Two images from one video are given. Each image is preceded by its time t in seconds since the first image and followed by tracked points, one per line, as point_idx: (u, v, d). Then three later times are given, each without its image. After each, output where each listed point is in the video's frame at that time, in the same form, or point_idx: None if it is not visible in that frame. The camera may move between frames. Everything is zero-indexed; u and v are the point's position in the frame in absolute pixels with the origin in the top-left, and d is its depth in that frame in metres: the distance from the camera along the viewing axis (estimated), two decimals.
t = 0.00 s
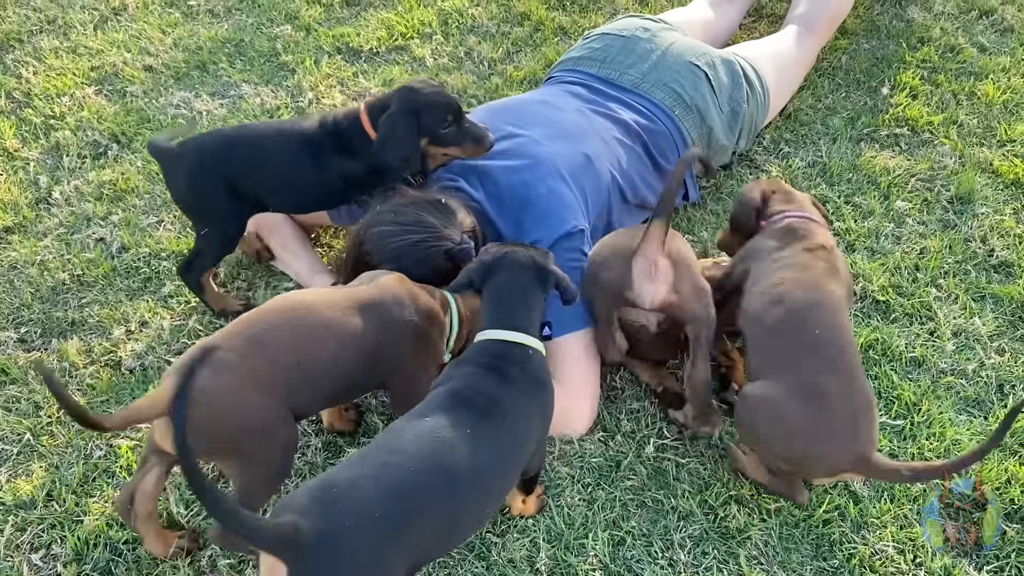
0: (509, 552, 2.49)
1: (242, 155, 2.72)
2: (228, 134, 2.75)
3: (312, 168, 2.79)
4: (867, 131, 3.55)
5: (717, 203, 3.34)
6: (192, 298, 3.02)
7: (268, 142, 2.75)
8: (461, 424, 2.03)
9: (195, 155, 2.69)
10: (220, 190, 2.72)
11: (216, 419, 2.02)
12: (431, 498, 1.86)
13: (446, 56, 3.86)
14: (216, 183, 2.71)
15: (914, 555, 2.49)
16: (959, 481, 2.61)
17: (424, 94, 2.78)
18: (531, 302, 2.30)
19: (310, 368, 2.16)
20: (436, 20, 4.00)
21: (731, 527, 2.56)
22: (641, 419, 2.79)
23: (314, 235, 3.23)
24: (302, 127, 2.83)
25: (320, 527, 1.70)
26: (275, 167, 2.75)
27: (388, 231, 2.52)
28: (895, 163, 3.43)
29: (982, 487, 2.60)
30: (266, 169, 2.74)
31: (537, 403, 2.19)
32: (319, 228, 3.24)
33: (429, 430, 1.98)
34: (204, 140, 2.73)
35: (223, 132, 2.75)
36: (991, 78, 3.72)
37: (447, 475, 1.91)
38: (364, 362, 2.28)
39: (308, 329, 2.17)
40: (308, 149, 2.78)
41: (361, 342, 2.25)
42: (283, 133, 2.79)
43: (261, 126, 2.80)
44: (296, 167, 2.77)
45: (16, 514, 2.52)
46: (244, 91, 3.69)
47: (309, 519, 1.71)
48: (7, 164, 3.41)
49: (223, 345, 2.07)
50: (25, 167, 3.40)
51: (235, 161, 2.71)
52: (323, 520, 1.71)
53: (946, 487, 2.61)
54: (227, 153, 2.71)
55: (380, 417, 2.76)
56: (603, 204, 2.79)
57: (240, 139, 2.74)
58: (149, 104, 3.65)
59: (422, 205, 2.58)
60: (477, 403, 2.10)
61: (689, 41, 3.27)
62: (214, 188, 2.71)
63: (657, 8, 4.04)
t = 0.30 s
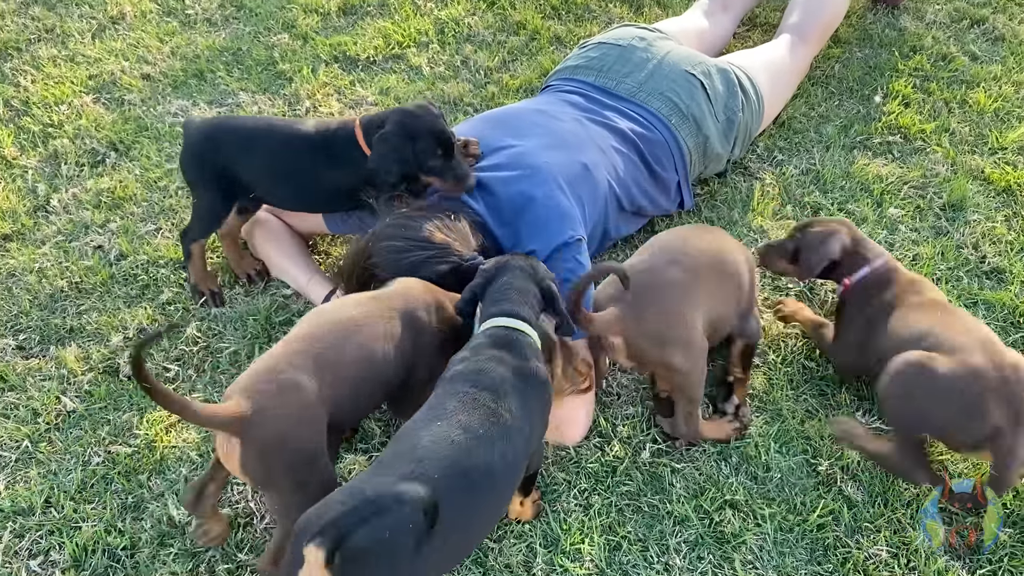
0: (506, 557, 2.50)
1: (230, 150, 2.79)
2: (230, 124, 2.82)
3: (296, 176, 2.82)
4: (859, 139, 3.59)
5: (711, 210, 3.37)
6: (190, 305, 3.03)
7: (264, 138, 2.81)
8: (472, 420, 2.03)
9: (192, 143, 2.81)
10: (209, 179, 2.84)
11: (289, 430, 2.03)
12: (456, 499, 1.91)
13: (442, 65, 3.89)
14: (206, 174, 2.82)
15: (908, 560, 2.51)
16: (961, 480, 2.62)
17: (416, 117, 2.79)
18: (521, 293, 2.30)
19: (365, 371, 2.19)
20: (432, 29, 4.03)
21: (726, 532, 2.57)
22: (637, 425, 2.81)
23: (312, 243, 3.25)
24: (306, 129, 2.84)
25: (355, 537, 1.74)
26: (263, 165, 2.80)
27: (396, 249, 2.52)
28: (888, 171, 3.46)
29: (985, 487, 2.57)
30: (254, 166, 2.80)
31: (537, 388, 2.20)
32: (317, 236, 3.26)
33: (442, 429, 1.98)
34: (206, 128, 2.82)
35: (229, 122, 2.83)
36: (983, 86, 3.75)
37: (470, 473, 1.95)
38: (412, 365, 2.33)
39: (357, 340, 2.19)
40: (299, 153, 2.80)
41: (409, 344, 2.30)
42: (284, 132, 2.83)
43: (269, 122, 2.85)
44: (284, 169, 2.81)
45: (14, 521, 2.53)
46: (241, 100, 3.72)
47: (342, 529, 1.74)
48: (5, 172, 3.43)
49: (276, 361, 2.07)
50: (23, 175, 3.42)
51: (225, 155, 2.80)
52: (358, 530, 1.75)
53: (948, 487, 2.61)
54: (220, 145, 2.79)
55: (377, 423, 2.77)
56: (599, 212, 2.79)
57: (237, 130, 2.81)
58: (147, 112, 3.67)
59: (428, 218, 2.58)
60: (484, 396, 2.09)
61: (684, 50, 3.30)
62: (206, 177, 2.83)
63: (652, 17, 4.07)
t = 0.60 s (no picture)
0: (502, 562, 2.51)
1: (225, 148, 2.82)
2: (227, 130, 2.87)
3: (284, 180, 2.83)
4: (855, 144, 3.60)
5: (708, 216, 3.40)
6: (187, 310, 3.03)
7: (258, 143, 2.84)
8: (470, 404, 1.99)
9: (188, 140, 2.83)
10: (198, 175, 2.82)
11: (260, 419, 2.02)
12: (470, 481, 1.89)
13: (439, 70, 3.90)
14: (197, 171, 2.82)
15: (904, 564, 2.51)
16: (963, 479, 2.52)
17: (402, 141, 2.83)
18: (523, 267, 2.13)
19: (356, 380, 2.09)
20: (429, 35, 4.04)
21: (722, 536, 2.58)
22: (633, 429, 2.81)
23: (308, 248, 3.25)
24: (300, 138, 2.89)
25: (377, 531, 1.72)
26: (254, 168, 2.82)
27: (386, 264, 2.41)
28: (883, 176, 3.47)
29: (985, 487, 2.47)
30: (246, 167, 2.82)
31: (536, 363, 2.11)
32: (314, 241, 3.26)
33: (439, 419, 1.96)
34: (204, 130, 2.86)
35: (224, 128, 2.88)
36: (978, 92, 3.77)
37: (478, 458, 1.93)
38: (419, 383, 2.18)
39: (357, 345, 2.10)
40: (292, 158, 2.83)
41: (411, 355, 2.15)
42: (277, 139, 2.87)
43: (263, 130, 2.91)
44: (274, 173, 2.83)
45: (10, 526, 2.53)
46: (238, 105, 3.72)
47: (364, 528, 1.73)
48: (2, 178, 3.43)
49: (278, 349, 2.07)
50: (20, 180, 3.42)
51: (220, 153, 2.81)
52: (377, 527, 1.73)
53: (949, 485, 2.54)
54: (216, 144, 2.82)
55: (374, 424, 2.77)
56: (595, 217, 2.80)
57: (232, 134, 2.85)
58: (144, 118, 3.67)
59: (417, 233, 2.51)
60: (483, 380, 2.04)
61: (680, 56, 3.31)
62: (197, 173, 2.82)
63: (648, 22, 4.08)
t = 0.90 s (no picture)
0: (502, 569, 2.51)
1: (234, 159, 2.78)
2: (236, 137, 2.83)
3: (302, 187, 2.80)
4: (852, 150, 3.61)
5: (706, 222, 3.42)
6: (186, 317, 3.04)
7: (268, 150, 2.80)
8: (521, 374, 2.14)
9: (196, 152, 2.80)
10: (210, 189, 2.80)
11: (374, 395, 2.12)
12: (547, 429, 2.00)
13: (437, 77, 3.91)
14: (208, 183, 2.80)
15: (902, 569, 2.53)
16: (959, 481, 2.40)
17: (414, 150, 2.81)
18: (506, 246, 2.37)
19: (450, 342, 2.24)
20: (428, 41, 4.06)
21: (721, 542, 2.59)
22: (631, 435, 2.81)
23: (308, 255, 3.26)
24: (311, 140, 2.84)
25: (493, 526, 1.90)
26: (268, 176, 2.80)
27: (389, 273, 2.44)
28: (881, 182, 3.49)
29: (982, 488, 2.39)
30: (259, 176, 2.79)
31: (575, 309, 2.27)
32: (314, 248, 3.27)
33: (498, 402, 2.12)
34: (211, 139, 2.82)
35: (233, 134, 2.84)
36: (974, 98, 3.79)
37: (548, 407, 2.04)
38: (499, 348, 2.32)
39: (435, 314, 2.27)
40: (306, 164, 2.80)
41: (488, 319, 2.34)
42: (289, 143, 2.83)
43: (272, 133, 2.86)
44: (288, 181, 2.80)
45: (9, 533, 2.53)
46: (237, 112, 3.73)
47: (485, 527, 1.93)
48: (2, 185, 3.44)
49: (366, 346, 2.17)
50: (20, 188, 3.43)
51: (231, 164, 2.79)
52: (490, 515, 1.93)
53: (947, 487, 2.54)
54: (226, 155, 2.78)
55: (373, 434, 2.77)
56: (594, 226, 2.82)
57: (242, 142, 2.81)
58: (143, 125, 3.68)
59: (417, 242, 2.57)
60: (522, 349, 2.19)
61: (678, 63, 3.33)
62: (207, 187, 2.81)
63: (645, 29, 4.09)
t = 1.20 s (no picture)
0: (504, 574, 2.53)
1: (245, 170, 2.80)
2: (245, 150, 2.85)
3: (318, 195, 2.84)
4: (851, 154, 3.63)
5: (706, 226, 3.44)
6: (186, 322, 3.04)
7: (284, 159, 2.82)
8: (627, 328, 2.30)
9: (206, 168, 2.80)
10: (221, 200, 2.80)
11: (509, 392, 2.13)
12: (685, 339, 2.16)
13: (437, 82, 3.92)
14: (221, 197, 2.80)
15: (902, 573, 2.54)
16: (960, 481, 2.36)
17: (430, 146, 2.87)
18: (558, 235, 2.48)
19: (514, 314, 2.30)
20: (427, 46, 4.06)
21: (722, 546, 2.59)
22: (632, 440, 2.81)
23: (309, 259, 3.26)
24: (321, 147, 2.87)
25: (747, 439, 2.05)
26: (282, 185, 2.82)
27: (398, 280, 2.40)
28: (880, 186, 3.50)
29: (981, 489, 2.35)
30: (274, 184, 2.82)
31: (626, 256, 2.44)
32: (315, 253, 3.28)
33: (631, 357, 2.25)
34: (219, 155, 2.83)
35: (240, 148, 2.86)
36: (973, 102, 3.80)
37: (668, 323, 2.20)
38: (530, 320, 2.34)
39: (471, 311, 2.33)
40: (320, 169, 2.84)
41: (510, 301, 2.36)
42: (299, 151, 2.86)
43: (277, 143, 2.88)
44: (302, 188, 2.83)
45: (11, 539, 2.53)
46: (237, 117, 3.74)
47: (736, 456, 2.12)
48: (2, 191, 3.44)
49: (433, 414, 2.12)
50: (20, 193, 3.43)
51: (243, 175, 2.80)
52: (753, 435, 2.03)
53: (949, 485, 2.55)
54: (237, 167, 2.79)
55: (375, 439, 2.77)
56: (598, 231, 2.82)
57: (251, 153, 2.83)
58: (143, 130, 3.68)
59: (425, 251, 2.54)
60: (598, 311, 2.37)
61: (678, 68, 3.34)
62: (220, 201, 2.80)
63: (645, 33, 4.10)
